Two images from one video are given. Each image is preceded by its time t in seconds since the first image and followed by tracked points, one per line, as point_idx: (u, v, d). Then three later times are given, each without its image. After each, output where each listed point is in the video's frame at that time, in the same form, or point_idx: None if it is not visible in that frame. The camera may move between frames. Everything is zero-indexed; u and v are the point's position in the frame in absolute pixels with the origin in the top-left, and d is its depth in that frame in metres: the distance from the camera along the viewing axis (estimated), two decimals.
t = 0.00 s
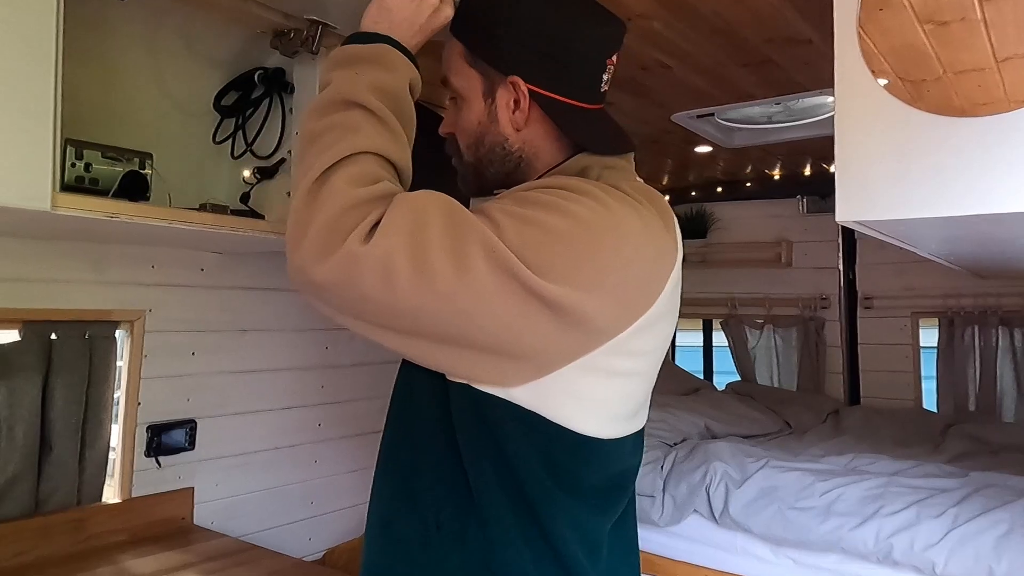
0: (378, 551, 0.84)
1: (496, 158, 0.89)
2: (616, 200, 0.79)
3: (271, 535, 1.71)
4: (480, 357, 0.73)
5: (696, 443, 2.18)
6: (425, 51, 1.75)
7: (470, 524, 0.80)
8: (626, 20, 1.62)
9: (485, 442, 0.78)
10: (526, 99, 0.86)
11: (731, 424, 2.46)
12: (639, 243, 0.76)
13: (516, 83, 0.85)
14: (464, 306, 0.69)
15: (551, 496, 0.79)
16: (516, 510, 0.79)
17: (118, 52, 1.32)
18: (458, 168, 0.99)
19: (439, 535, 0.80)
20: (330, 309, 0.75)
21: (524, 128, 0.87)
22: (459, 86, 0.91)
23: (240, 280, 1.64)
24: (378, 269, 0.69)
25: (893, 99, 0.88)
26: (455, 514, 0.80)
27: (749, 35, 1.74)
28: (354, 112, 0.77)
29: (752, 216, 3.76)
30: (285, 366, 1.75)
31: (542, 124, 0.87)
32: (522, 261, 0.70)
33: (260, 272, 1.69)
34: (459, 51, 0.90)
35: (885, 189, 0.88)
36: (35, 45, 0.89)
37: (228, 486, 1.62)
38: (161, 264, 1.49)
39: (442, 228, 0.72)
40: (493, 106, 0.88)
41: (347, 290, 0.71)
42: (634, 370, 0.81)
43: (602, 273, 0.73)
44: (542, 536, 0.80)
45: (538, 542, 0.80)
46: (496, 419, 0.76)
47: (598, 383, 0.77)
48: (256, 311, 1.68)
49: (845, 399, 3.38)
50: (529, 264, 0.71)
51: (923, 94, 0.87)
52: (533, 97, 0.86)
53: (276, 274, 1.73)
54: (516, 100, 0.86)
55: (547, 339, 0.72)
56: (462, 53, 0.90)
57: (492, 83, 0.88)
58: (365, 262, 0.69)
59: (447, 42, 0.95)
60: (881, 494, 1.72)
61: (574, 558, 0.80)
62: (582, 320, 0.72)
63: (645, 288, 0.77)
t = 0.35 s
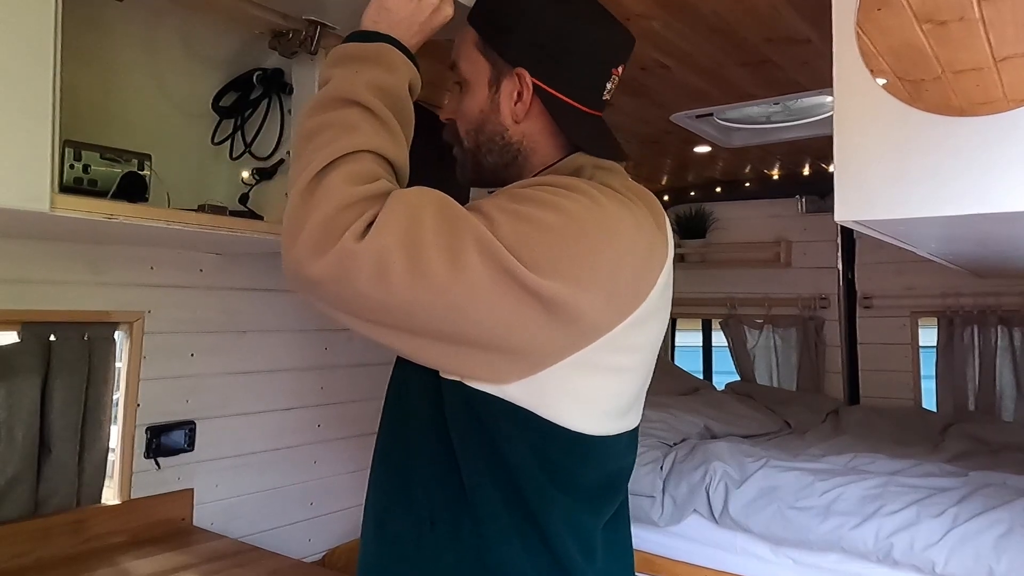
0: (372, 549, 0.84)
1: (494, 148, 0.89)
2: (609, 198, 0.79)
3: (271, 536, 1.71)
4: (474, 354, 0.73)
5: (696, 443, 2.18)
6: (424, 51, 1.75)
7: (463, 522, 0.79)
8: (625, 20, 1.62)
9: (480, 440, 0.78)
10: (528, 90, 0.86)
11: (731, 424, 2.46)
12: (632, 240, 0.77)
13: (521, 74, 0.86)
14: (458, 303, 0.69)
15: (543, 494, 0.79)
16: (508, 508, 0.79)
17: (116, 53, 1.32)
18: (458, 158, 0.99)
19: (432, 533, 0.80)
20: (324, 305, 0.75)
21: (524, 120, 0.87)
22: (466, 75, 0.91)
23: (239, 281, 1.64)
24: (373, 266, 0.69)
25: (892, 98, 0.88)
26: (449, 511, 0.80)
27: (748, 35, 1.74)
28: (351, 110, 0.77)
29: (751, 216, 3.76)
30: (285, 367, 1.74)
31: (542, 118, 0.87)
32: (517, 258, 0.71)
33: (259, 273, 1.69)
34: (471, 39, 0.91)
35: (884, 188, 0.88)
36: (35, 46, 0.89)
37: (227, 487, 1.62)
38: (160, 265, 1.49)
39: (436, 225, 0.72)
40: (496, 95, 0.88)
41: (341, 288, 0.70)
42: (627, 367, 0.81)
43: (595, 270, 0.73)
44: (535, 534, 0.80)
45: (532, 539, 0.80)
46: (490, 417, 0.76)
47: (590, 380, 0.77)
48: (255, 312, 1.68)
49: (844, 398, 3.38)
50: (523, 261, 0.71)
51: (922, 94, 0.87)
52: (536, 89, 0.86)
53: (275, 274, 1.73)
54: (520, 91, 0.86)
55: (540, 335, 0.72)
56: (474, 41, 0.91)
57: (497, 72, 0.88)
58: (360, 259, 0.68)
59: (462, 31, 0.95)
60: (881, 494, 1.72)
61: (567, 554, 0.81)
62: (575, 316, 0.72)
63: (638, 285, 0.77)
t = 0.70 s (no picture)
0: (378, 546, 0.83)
1: (522, 138, 0.94)
2: (634, 202, 0.81)
3: (271, 535, 1.71)
4: (499, 354, 0.74)
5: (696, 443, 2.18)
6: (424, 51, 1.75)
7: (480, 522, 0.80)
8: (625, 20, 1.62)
9: (501, 441, 0.78)
10: (569, 87, 0.92)
11: (731, 424, 2.46)
12: (656, 244, 0.79)
13: (565, 70, 0.91)
14: (494, 304, 0.70)
15: (559, 492, 0.80)
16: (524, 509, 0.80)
17: (118, 52, 1.32)
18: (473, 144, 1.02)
19: (446, 533, 0.80)
20: (349, 303, 0.75)
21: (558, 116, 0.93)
22: (504, 63, 0.95)
23: (239, 280, 1.64)
24: (411, 266, 0.69)
25: (892, 99, 0.88)
26: (464, 512, 0.80)
27: (748, 35, 1.74)
28: (376, 109, 0.77)
29: (751, 216, 3.76)
30: (284, 367, 1.74)
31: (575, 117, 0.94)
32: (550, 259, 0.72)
33: (260, 273, 1.69)
34: (516, 28, 0.95)
35: (884, 187, 0.88)
36: (35, 46, 0.89)
37: (227, 487, 1.61)
38: (160, 265, 1.49)
39: (475, 226, 0.72)
40: (535, 87, 0.92)
41: (375, 287, 0.71)
42: (642, 368, 0.83)
43: (623, 273, 0.75)
44: (549, 534, 0.81)
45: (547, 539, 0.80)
46: (511, 418, 0.77)
47: (608, 380, 0.79)
48: (255, 312, 1.67)
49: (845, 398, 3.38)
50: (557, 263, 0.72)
51: (922, 94, 0.87)
52: (576, 88, 0.92)
53: (275, 274, 1.73)
54: (560, 87, 0.92)
55: (568, 336, 0.73)
56: (518, 31, 0.95)
57: (539, 65, 0.93)
58: (400, 260, 0.69)
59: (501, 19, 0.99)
60: (880, 494, 1.72)
61: (580, 555, 0.82)
62: (601, 318, 0.74)
63: (659, 289, 0.79)
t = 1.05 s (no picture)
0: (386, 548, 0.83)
1: (529, 135, 0.96)
2: (650, 206, 0.84)
3: (268, 533, 1.71)
4: (521, 355, 0.76)
5: (692, 441, 2.19)
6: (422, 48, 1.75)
7: (493, 521, 0.81)
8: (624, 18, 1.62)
9: (514, 441, 0.80)
10: (578, 88, 0.94)
11: (728, 422, 2.47)
12: (670, 247, 0.82)
13: (575, 71, 0.93)
14: (520, 304, 0.72)
15: (569, 491, 0.83)
16: (536, 506, 0.82)
17: (115, 49, 1.32)
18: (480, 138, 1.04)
19: (458, 533, 0.81)
20: (373, 302, 0.75)
21: (564, 115, 0.95)
22: (517, 59, 0.97)
23: (236, 278, 1.64)
24: (443, 267, 0.70)
25: (890, 98, 0.88)
26: (476, 511, 0.81)
27: (746, 33, 1.74)
28: (394, 107, 0.77)
29: (748, 214, 3.76)
30: (281, 364, 1.74)
31: (580, 117, 0.96)
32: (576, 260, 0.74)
33: (256, 270, 1.68)
34: (530, 26, 0.97)
35: (884, 187, 0.88)
36: (30, 41, 0.89)
37: (223, 485, 1.61)
38: (156, 262, 1.48)
39: (502, 225, 0.74)
40: (544, 85, 0.94)
41: (404, 287, 0.72)
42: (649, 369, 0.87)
43: (643, 273, 0.78)
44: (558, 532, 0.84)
45: (556, 535, 0.84)
46: (525, 419, 0.79)
47: (618, 381, 0.82)
48: (251, 309, 1.67)
49: (841, 396, 3.38)
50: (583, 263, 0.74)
51: (920, 93, 0.86)
52: (584, 88, 0.94)
53: (272, 271, 1.72)
54: (568, 87, 0.94)
55: (590, 335, 0.76)
56: (532, 28, 0.97)
57: (550, 64, 0.94)
58: (431, 260, 0.70)
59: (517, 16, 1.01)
60: (876, 492, 1.73)
61: (586, 548, 0.85)
62: (622, 318, 0.77)
63: (672, 291, 0.83)
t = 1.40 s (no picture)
0: (389, 546, 0.82)
1: (544, 131, 0.97)
2: (657, 208, 0.85)
3: (267, 532, 1.71)
4: (530, 354, 0.77)
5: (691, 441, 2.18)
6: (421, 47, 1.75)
7: (499, 520, 0.81)
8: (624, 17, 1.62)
9: (522, 441, 0.80)
10: (594, 88, 0.94)
11: (727, 422, 2.47)
12: (677, 248, 0.83)
13: (592, 71, 0.94)
14: (532, 305, 0.72)
15: (575, 492, 0.83)
16: (542, 506, 0.82)
17: (114, 48, 1.32)
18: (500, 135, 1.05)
19: (464, 532, 0.80)
20: (383, 303, 0.76)
21: (580, 115, 0.96)
22: (541, 59, 0.99)
23: (235, 277, 1.64)
24: (456, 269, 0.70)
25: (891, 97, 0.87)
26: (482, 510, 0.81)
27: (746, 33, 1.74)
28: (402, 108, 0.77)
29: (747, 214, 3.76)
30: (280, 363, 1.74)
31: (594, 118, 0.96)
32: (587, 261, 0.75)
33: (255, 269, 1.68)
34: (557, 28, 0.99)
35: (884, 185, 0.87)
36: (29, 39, 0.89)
37: (221, 484, 1.61)
38: (154, 261, 1.48)
39: (514, 226, 0.74)
40: (562, 83, 0.96)
41: (416, 288, 0.72)
42: (655, 369, 0.88)
43: (651, 275, 0.79)
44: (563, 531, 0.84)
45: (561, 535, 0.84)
46: (533, 419, 0.80)
47: (623, 380, 0.84)
48: (250, 308, 1.67)
49: (839, 396, 3.38)
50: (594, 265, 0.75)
51: (920, 92, 0.85)
52: (600, 88, 0.94)
53: (271, 270, 1.72)
54: (586, 87, 0.95)
55: (599, 336, 0.77)
56: (558, 31, 0.99)
57: (570, 64, 0.96)
58: (444, 262, 0.70)
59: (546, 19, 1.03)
60: (875, 492, 1.73)
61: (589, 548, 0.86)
62: (631, 319, 0.78)
63: (679, 292, 0.84)
